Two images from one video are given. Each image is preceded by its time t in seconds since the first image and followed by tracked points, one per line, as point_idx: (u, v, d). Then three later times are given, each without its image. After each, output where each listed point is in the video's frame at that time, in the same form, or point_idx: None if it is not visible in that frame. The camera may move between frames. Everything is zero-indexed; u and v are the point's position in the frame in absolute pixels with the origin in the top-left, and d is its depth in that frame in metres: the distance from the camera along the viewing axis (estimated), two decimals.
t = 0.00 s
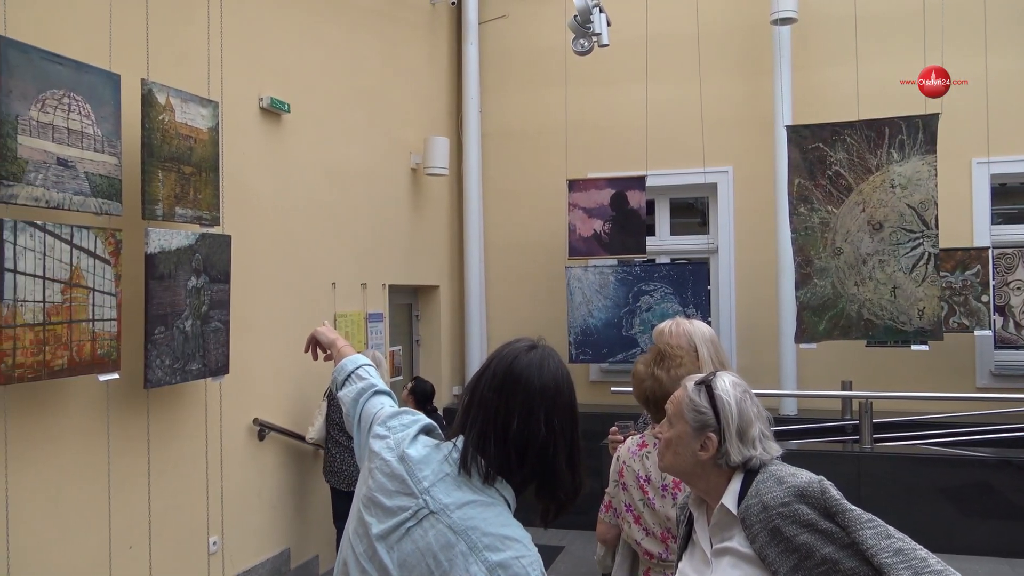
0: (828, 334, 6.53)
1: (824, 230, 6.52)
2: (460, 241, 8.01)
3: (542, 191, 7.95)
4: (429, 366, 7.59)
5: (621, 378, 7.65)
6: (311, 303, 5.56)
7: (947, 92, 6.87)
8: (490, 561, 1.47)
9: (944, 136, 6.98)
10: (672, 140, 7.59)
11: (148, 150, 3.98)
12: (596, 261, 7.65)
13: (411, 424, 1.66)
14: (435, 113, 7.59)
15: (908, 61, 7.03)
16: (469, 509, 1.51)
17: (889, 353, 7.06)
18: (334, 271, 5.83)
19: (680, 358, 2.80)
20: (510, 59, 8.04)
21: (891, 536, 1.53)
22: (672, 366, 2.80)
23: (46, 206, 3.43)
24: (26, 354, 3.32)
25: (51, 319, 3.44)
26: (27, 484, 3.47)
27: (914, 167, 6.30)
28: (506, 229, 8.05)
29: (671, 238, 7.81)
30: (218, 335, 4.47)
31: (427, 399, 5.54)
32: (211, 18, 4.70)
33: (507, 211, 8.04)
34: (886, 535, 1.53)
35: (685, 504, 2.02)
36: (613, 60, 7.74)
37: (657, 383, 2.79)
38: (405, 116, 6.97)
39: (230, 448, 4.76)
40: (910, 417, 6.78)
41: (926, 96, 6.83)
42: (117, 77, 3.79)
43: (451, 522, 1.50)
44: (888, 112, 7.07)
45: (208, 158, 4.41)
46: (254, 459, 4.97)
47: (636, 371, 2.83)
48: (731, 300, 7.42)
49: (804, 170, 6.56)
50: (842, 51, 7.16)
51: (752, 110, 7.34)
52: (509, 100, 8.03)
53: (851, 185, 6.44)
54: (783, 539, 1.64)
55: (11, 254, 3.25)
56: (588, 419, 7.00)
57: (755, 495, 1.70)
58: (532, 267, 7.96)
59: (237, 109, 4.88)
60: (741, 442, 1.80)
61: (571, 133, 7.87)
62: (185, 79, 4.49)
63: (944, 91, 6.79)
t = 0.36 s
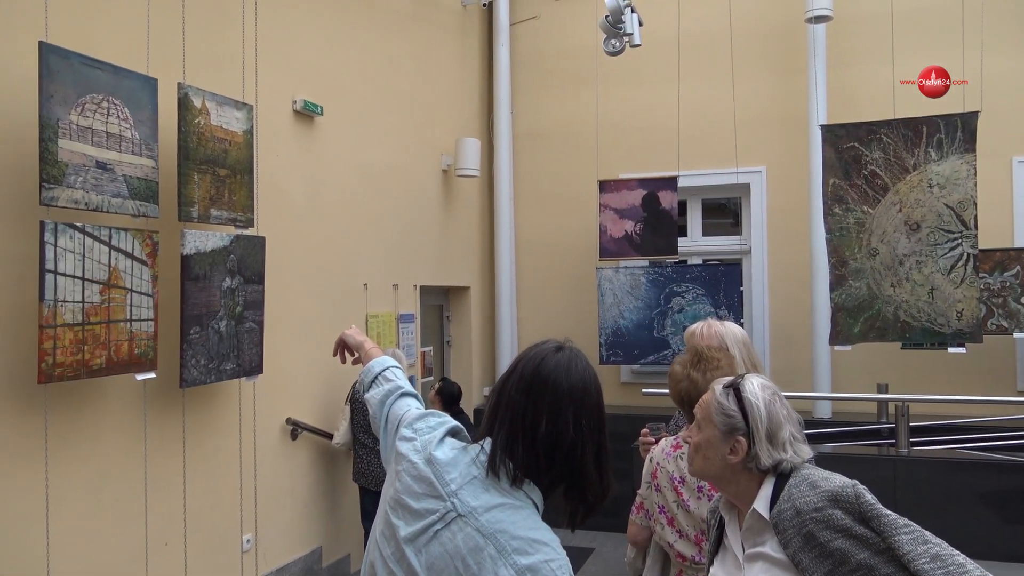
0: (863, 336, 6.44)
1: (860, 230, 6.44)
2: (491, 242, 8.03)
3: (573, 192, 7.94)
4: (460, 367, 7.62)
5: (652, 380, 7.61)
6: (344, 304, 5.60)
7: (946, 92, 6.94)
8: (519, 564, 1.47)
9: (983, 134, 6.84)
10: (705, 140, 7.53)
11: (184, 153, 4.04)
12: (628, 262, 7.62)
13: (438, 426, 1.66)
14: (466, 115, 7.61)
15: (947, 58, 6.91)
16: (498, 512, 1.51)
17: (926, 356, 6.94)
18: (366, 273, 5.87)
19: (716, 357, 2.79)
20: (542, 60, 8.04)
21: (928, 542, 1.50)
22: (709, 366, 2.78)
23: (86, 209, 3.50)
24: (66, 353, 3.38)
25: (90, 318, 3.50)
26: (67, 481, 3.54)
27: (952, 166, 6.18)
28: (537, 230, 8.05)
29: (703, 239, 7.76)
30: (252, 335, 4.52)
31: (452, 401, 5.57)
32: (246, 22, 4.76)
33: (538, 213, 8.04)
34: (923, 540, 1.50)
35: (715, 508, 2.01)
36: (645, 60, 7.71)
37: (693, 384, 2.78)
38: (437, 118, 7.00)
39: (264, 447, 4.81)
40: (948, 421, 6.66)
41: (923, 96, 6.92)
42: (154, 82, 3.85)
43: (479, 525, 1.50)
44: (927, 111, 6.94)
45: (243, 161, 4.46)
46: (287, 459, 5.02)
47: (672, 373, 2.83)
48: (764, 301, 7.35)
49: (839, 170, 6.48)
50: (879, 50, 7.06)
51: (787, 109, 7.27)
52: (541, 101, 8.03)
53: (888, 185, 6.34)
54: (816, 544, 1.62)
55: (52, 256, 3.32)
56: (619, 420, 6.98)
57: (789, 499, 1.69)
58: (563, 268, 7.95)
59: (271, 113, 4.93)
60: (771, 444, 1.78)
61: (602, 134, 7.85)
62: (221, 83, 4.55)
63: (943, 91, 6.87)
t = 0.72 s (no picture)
0: (881, 337, 6.40)
1: (878, 231, 6.39)
2: (506, 242, 8.04)
3: (589, 192, 7.93)
4: (476, 367, 7.63)
5: (668, 381, 7.60)
6: (359, 304, 5.63)
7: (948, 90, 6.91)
8: (534, 566, 1.48)
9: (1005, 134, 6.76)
10: (721, 140, 7.50)
11: (202, 154, 4.07)
12: (643, 262, 7.60)
13: (450, 428, 1.67)
14: (482, 116, 7.63)
15: (967, 57, 6.84)
16: (513, 514, 1.52)
17: (945, 357, 6.88)
18: (382, 273, 5.90)
19: (735, 358, 2.79)
20: (557, 60, 8.03)
21: (938, 542, 1.49)
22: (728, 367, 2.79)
23: (104, 210, 3.54)
24: (84, 353, 3.42)
25: (109, 319, 3.53)
26: (86, 479, 3.57)
27: (972, 166, 6.11)
28: (553, 231, 8.05)
29: (719, 239, 7.73)
30: (268, 336, 4.55)
31: (466, 401, 5.59)
32: (263, 24, 4.79)
33: (554, 213, 8.04)
34: (933, 541, 1.49)
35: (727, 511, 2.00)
36: (662, 60, 7.69)
37: (712, 384, 2.79)
38: (453, 119, 7.02)
39: (280, 447, 4.84)
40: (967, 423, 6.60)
41: (926, 95, 6.90)
42: (172, 84, 3.88)
43: (494, 526, 1.51)
44: (946, 110, 6.88)
45: (260, 162, 4.49)
46: (303, 459, 5.05)
47: (692, 373, 2.84)
48: (780, 302, 7.32)
49: (856, 170, 6.44)
50: (897, 48, 7.01)
51: (804, 109, 7.23)
52: (557, 101, 8.03)
53: (906, 185, 6.29)
54: (826, 545, 1.61)
55: (71, 256, 3.35)
56: (634, 422, 6.96)
57: (798, 501, 1.68)
58: (579, 269, 7.95)
59: (288, 114, 4.96)
60: (781, 446, 1.77)
61: (618, 134, 7.83)
62: (238, 85, 4.58)
63: (941, 91, 6.88)
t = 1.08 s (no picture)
0: (886, 337, 6.39)
1: (883, 231, 6.38)
2: (512, 243, 8.04)
3: (594, 192, 7.93)
4: (481, 367, 7.64)
5: (674, 382, 7.59)
6: (365, 304, 5.65)
7: (948, 91, 6.90)
8: (541, 564, 1.48)
9: (1012, 134, 6.73)
10: (726, 140, 7.50)
11: (207, 155, 4.09)
12: (648, 262, 7.60)
13: (450, 428, 1.67)
14: (487, 117, 7.63)
15: (974, 56, 6.83)
16: (517, 513, 1.52)
17: (951, 358, 6.86)
18: (387, 274, 5.91)
19: (742, 358, 2.85)
20: (563, 60, 8.03)
21: (938, 542, 1.48)
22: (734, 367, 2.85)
23: (111, 210, 3.55)
24: (91, 353, 3.43)
25: (115, 319, 3.55)
26: (92, 479, 3.59)
27: (978, 166, 6.09)
28: (558, 231, 8.05)
29: (724, 240, 7.73)
30: (274, 336, 4.56)
31: (472, 401, 5.60)
32: (269, 26, 4.80)
33: (559, 214, 8.04)
34: (932, 541, 1.49)
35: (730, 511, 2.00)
36: (667, 60, 7.69)
37: (717, 383, 2.88)
38: (458, 119, 7.03)
39: (285, 447, 4.85)
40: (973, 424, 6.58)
41: (926, 95, 6.87)
42: (178, 84, 3.90)
43: (498, 526, 1.51)
44: (952, 110, 6.86)
45: (265, 162, 4.50)
46: (309, 459, 5.06)
47: (697, 372, 2.92)
48: (785, 302, 7.31)
49: (862, 170, 6.42)
50: (903, 48, 6.99)
51: (809, 109, 7.22)
52: (562, 102, 8.03)
53: (912, 185, 6.27)
54: (826, 545, 1.61)
55: (77, 256, 3.37)
56: (639, 422, 6.95)
57: (798, 501, 1.68)
58: (584, 269, 7.95)
59: (293, 115, 4.98)
60: (781, 446, 1.77)
61: (623, 134, 7.83)
62: (243, 86, 4.60)
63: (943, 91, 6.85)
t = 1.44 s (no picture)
0: (889, 337, 6.38)
1: (886, 231, 6.37)
2: (514, 243, 8.05)
3: (596, 192, 7.92)
4: (483, 368, 7.64)
5: (676, 381, 7.58)
6: (367, 304, 5.65)
7: (950, 90, 6.88)
8: (542, 565, 1.48)
9: (1015, 133, 6.72)
10: (729, 140, 7.49)
11: (209, 155, 4.09)
12: (650, 262, 7.59)
13: (446, 430, 1.67)
14: (489, 116, 7.63)
15: (976, 56, 6.82)
16: (517, 514, 1.52)
17: (954, 358, 6.85)
18: (389, 274, 5.91)
19: (738, 359, 2.84)
20: (565, 60, 8.03)
21: (939, 542, 1.48)
22: (729, 368, 2.85)
23: (113, 210, 3.56)
24: (93, 353, 3.44)
25: (117, 319, 3.55)
26: (95, 479, 3.59)
27: (981, 166, 6.09)
28: (560, 231, 8.05)
29: (726, 240, 7.72)
30: (276, 336, 4.56)
31: (474, 400, 5.60)
32: (271, 26, 4.81)
33: (561, 214, 8.04)
34: (933, 541, 1.49)
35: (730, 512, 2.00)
36: (668, 60, 7.68)
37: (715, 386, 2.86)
38: (460, 120, 7.03)
39: (287, 447, 4.86)
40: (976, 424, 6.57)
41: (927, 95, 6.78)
42: (181, 84, 3.90)
43: (499, 528, 1.51)
44: (955, 109, 6.85)
45: (268, 163, 4.50)
46: (311, 459, 5.07)
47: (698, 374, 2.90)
48: (787, 302, 7.30)
49: (865, 170, 6.41)
50: (905, 48, 6.99)
51: (812, 108, 7.21)
52: (564, 102, 8.03)
53: (915, 185, 6.26)
54: (827, 546, 1.61)
55: (80, 256, 3.37)
56: (641, 422, 6.95)
57: (799, 502, 1.68)
58: (586, 269, 7.95)
59: (295, 115, 4.98)
60: (782, 447, 1.77)
61: (625, 134, 7.83)
62: (245, 87, 4.60)
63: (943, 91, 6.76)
